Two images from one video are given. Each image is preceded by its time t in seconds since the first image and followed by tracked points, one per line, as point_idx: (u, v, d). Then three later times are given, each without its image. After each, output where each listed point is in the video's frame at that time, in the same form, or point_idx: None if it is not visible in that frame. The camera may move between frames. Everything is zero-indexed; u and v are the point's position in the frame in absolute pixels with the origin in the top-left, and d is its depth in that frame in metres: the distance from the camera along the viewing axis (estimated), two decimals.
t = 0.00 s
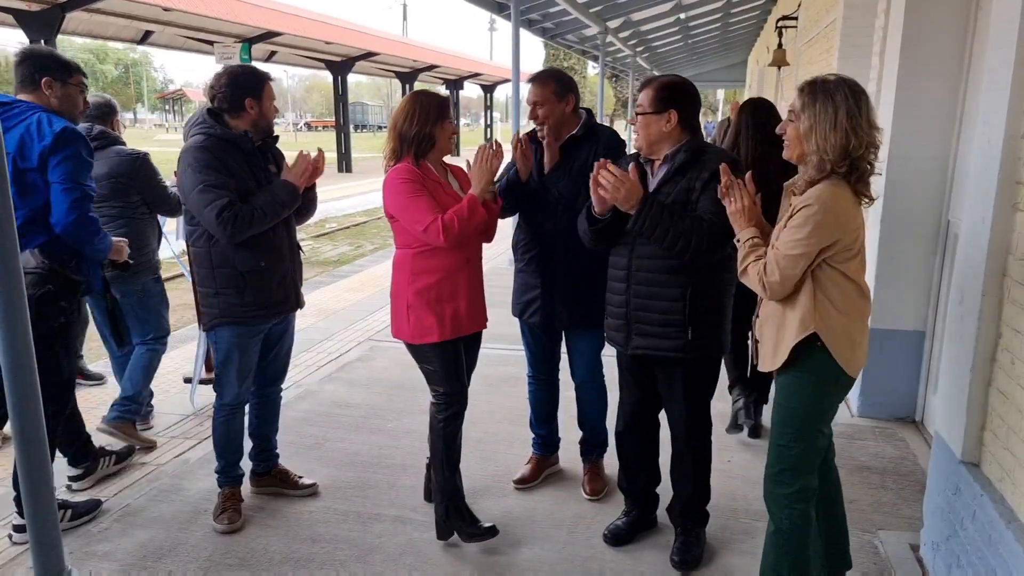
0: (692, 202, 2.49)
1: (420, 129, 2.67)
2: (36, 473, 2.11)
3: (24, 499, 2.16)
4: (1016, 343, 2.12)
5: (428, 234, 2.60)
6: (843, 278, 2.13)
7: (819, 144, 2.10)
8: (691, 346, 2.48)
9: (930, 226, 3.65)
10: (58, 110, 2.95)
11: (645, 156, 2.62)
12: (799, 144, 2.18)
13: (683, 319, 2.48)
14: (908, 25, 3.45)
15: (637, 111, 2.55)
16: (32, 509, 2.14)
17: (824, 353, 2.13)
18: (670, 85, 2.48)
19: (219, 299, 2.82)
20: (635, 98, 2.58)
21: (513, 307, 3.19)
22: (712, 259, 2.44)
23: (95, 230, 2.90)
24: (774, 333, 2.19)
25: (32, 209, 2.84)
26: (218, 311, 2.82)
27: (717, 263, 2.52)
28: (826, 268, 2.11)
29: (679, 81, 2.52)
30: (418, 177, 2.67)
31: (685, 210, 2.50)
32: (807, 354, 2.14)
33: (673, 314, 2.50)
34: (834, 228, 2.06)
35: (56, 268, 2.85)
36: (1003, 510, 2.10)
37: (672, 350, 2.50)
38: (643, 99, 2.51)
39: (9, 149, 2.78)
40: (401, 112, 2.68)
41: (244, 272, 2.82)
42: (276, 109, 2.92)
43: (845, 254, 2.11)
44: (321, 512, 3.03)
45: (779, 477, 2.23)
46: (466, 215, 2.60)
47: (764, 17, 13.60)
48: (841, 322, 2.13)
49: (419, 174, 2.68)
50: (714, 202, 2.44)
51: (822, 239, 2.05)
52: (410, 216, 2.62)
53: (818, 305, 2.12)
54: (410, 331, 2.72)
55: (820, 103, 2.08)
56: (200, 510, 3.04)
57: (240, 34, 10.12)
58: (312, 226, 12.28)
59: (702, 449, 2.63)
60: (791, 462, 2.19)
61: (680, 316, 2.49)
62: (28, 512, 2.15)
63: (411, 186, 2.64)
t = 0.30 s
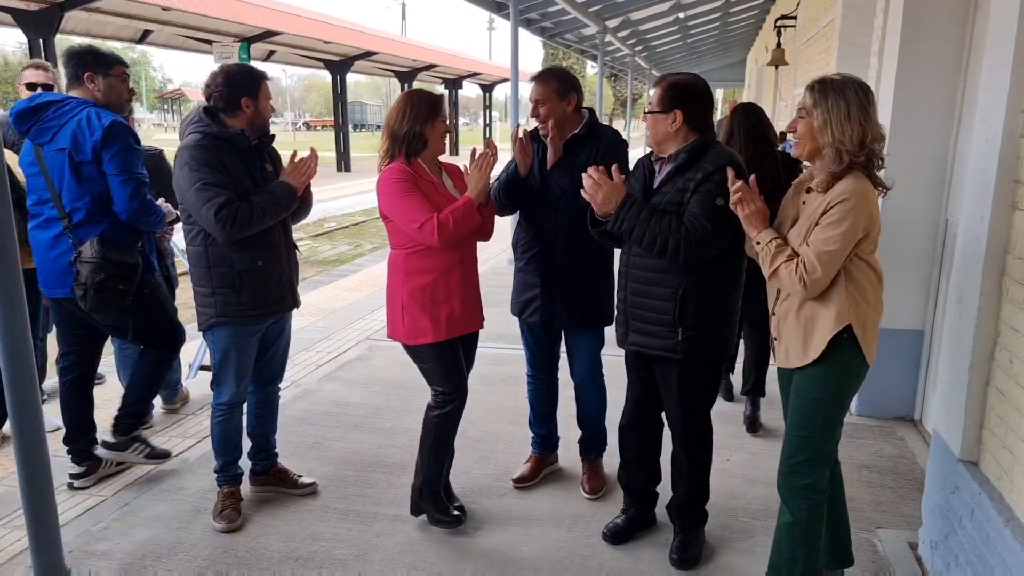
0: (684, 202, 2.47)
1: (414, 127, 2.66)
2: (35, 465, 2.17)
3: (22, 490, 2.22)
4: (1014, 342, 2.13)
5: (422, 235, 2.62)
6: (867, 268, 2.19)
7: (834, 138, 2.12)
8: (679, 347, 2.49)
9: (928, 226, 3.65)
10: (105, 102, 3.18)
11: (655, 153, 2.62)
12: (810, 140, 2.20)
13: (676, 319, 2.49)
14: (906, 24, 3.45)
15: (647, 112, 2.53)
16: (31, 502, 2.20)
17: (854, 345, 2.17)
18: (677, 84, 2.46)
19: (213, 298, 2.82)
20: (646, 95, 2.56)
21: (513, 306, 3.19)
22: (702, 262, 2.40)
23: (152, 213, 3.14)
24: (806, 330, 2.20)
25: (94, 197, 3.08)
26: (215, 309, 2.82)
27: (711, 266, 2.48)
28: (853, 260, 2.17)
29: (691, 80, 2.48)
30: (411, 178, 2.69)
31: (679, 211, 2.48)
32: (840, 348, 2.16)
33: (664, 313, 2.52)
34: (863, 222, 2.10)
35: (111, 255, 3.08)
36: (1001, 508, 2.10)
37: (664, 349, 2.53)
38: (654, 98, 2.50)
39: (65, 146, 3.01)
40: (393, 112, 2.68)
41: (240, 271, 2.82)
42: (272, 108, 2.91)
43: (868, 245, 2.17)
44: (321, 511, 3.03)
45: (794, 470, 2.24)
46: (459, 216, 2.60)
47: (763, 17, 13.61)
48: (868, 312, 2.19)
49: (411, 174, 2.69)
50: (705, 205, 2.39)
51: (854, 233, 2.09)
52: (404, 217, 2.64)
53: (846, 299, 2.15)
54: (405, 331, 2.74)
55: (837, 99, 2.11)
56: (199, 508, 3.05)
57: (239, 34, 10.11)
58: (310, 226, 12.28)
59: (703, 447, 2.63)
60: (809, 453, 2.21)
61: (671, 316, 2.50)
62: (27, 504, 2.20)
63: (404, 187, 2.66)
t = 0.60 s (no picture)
0: (679, 202, 2.47)
1: (405, 127, 2.67)
2: (36, 464, 2.18)
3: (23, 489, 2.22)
4: (1013, 341, 2.13)
5: (416, 236, 2.63)
6: (883, 264, 2.21)
7: (840, 136, 2.13)
8: (673, 347, 2.51)
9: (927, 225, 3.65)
10: (173, 112, 3.53)
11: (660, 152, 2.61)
12: (817, 139, 2.21)
13: (670, 319, 2.50)
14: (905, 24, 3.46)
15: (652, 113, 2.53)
16: (33, 501, 2.20)
17: (874, 342, 2.18)
18: (681, 83, 2.45)
19: (210, 297, 2.82)
20: (652, 95, 2.56)
21: (514, 305, 3.19)
22: (693, 263, 2.41)
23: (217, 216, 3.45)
24: (829, 329, 2.21)
25: (161, 202, 3.37)
26: (211, 309, 2.82)
27: (705, 267, 2.46)
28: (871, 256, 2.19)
29: (693, 80, 2.46)
30: (405, 180, 2.70)
31: (673, 211, 2.49)
32: (863, 345, 2.17)
33: (659, 313, 2.54)
34: (880, 218, 2.12)
35: (174, 256, 3.26)
36: (1000, 507, 2.11)
37: (658, 348, 2.55)
38: (657, 97, 2.50)
39: (135, 155, 3.29)
40: (389, 112, 2.69)
41: (236, 271, 2.83)
42: (267, 107, 2.91)
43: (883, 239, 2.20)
44: (321, 510, 3.04)
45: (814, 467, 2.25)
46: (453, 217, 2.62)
47: (761, 16, 13.62)
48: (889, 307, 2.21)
49: (404, 174, 2.70)
50: (697, 207, 2.39)
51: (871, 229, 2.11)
52: (396, 218, 2.66)
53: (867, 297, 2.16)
54: (397, 332, 2.75)
55: (846, 97, 2.11)
56: (199, 508, 3.05)
57: (238, 33, 10.11)
58: (310, 225, 12.27)
59: (703, 445, 2.63)
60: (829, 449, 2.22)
61: (665, 316, 2.52)
62: (29, 504, 2.21)
63: (398, 188, 2.66)
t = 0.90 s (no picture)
0: (680, 202, 2.48)
1: (399, 126, 2.68)
2: (36, 463, 2.17)
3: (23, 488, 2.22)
4: (1013, 340, 2.13)
5: (409, 234, 2.63)
6: (898, 261, 2.21)
7: (850, 135, 2.13)
8: (674, 347, 2.51)
9: (928, 224, 3.65)
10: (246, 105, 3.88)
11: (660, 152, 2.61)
12: (825, 141, 2.21)
13: (672, 319, 2.50)
14: (904, 24, 3.46)
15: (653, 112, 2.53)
16: (34, 500, 2.20)
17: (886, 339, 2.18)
18: (684, 82, 2.45)
19: (209, 297, 2.82)
20: (651, 94, 2.56)
21: (515, 305, 3.19)
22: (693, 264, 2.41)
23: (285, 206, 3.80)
24: (844, 326, 2.20)
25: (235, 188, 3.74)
26: (210, 309, 2.82)
27: (706, 267, 2.46)
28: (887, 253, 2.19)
29: (694, 80, 2.46)
30: (401, 179, 2.70)
31: (674, 211, 2.49)
32: (875, 341, 2.17)
33: (660, 313, 2.54)
34: (897, 214, 2.12)
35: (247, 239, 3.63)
36: (1000, 506, 2.11)
37: (659, 348, 2.55)
38: (657, 96, 2.50)
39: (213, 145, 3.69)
40: (387, 111, 2.70)
41: (235, 271, 2.83)
42: (267, 107, 2.90)
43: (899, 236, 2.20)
44: (322, 509, 3.04)
45: (819, 462, 2.26)
46: (443, 217, 2.61)
47: (761, 15, 13.61)
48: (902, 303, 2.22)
49: (399, 173, 2.70)
50: (697, 207, 2.38)
51: (888, 226, 2.11)
52: (390, 216, 2.66)
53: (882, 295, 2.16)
54: (390, 331, 2.76)
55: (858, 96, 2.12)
56: (200, 507, 3.05)
57: (237, 32, 10.11)
58: (309, 224, 12.27)
59: (703, 443, 2.63)
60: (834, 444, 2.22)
61: (666, 316, 2.52)
62: (29, 502, 2.20)
63: (391, 187, 2.67)
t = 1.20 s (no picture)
0: (677, 203, 2.48)
1: (399, 127, 2.69)
2: (36, 462, 2.17)
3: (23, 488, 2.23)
4: (1012, 339, 2.14)
5: (406, 236, 2.63)
6: (891, 265, 2.21)
7: (844, 138, 2.13)
8: (671, 347, 2.51)
9: (927, 223, 3.65)
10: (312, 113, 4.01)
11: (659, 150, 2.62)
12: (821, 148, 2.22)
13: (668, 319, 2.51)
14: (904, 22, 3.46)
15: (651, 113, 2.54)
16: (33, 499, 2.20)
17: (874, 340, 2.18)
18: (684, 81, 2.45)
19: (209, 295, 2.82)
20: (648, 93, 2.56)
21: (516, 304, 3.19)
22: (689, 264, 2.41)
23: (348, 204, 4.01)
24: (829, 326, 2.22)
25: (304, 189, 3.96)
26: (210, 308, 2.82)
27: (704, 267, 2.46)
28: (880, 257, 2.19)
29: (693, 80, 2.46)
30: (402, 179, 2.70)
31: (671, 212, 2.49)
32: (863, 342, 2.18)
33: (657, 312, 2.55)
34: (889, 219, 2.11)
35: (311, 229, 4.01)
36: (998, 505, 2.11)
37: (657, 347, 2.56)
38: (655, 95, 2.51)
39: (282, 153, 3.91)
40: (388, 111, 2.71)
41: (234, 269, 2.83)
42: (268, 107, 2.90)
43: (893, 240, 2.19)
44: (321, 508, 3.04)
45: (804, 455, 2.26)
46: (444, 216, 2.61)
47: (761, 14, 13.60)
48: (894, 308, 2.21)
49: (402, 171, 2.71)
50: (695, 207, 2.38)
51: (879, 230, 2.10)
52: (390, 215, 2.66)
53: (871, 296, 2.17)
54: (391, 329, 2.76)
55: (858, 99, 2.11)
56: (199, 506, 3.05)
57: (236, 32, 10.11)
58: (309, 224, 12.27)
59: (703, 442, 2.63)
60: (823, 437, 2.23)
61: (663, 315, 2.52)
62: (28, 501, 2.21)
63: (392, 186, 2.67)
